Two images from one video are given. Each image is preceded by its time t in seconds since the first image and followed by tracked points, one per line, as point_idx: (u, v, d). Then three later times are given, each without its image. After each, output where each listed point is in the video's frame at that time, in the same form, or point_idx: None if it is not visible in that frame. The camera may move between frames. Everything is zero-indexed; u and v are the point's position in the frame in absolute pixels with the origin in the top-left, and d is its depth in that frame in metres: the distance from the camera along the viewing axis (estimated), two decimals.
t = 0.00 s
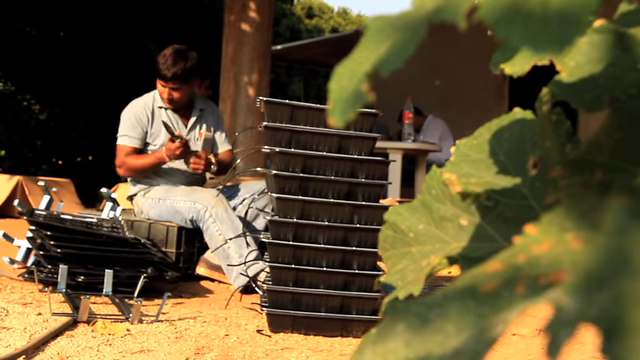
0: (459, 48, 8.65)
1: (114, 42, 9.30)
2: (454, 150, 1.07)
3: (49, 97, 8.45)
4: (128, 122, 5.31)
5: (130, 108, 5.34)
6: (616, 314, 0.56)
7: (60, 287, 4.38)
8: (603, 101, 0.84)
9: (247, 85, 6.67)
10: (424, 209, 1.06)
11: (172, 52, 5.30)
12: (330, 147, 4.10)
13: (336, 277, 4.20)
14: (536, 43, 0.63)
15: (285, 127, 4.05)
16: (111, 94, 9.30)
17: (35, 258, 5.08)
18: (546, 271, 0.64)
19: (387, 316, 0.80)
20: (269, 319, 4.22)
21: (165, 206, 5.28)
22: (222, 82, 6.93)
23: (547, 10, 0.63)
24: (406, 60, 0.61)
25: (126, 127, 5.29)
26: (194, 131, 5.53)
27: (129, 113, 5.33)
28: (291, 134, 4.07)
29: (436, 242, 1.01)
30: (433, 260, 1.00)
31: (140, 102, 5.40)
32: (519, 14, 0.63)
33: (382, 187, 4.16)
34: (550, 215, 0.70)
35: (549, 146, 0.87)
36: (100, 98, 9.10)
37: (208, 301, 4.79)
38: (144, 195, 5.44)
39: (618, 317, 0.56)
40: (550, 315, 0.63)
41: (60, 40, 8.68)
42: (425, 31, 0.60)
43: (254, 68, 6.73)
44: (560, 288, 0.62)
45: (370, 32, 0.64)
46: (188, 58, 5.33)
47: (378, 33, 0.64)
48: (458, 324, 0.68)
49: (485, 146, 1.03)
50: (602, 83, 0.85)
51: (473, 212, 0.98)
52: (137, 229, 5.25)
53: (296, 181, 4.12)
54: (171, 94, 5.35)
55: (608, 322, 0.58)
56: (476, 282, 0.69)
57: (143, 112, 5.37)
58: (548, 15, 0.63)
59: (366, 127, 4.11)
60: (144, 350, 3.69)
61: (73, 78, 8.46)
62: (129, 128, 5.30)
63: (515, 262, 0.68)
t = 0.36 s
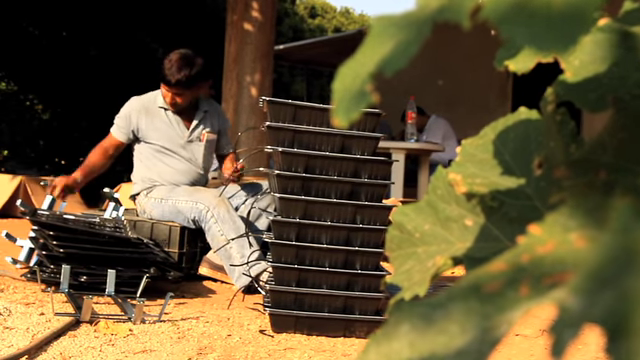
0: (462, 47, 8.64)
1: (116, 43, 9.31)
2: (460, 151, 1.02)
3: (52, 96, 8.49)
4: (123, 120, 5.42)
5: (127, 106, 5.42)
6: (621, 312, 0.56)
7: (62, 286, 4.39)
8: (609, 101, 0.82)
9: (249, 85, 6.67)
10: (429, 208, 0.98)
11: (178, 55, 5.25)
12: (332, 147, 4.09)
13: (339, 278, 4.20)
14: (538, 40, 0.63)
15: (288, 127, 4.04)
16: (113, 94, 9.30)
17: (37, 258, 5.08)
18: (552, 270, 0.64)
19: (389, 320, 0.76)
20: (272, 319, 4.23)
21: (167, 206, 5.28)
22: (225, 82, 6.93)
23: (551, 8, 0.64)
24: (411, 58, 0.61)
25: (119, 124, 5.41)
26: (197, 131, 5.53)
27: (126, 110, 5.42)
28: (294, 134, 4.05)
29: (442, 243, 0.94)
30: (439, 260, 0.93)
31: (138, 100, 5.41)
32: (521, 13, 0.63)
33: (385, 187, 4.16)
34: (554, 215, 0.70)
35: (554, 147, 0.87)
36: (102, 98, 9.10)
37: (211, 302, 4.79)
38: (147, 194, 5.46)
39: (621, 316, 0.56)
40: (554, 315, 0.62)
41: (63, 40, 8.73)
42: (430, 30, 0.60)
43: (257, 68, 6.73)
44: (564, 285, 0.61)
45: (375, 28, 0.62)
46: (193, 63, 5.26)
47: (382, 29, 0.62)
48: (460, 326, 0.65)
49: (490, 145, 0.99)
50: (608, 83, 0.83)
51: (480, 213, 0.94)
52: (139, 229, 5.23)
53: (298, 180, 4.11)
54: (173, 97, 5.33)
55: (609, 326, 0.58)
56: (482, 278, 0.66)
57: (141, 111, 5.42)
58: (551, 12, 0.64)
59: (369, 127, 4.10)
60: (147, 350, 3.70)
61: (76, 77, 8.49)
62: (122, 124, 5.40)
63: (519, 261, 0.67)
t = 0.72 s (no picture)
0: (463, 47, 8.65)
1: (116, 43, 9.33)
2: (462, 157, 1.00)
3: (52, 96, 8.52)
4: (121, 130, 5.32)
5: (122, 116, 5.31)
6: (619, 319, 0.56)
7: (62, 287, 4.40)
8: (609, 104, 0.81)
9: (250, 85, 6.66)
10: (432, 214, 0.97)
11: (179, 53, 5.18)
12: (333, 147, 4.09)
13: (339, 278, 4.21)
14: (540, 43, 0.61)
15: (289, 127, 4.03)
16: (113, 94, 9.30)
17: (37, 258, 5.08)
18: (551, 272, 0.63)
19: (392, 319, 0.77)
20: (272, 319, 4.25)
21: (168, 207, 5.28)
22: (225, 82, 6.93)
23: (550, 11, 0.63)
24: (408, 60, 0.60)
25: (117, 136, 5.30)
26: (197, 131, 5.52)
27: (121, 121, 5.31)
28: (294, 134, 4.05)
29: (444, 247, 0.94)
30: (440, 264, 0.94)
31: (133, 109, 5.33)
32: (519, 15, 0.62)
33: (385, 187, 4.16)
34: (552, 217, 0.69)
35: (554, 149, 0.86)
36: (102, 98, 9.10)
37: (211, 302, 4.79)
38: (147, 195, 5.46)
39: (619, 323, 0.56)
40: (553, 317, 0.62)
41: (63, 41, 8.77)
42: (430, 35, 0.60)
43: (257, 68, 6.73)
44: (561, 289, 0.61)
45: (375, 30, 0.62)
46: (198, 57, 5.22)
47: (384, 30, 0.62)
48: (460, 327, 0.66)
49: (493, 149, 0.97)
50: (608, 87, 0.82)
51: (481, 216, 0.94)
52: (140, 229, 5.24)
53: (298, 180, 4.11)
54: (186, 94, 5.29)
55: (609, 325, 0.58)
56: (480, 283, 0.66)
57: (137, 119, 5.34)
58: (550, 16, 0.63)
59: (369, 127, 4.09)
60: (147, 350, 3.70)
61: (75, 76, 8.52)
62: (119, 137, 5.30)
63: (519, 264, 0.66)
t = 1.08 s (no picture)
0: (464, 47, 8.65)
1: (116, 43, 9.33)
2: (465, 157, 1.01)
3: (53, 96, 8.52)
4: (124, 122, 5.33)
5: (127, 108, 5.32)
6: (618, 316, 0.55)
7: (62, 287, 4.40)
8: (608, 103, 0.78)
9: (250, 85, 6.66)
10: (433, 213, 0.98)
11: (193, 52, 5.27)
12: (333, 147, 4.08)
13: (339, 278, 4.21)
14: (541, 43, 0.61)
15: (289, 127, 4.02)
16: (113, 94, 9.28)
17: (37, 259, 5.08)
18: (551, 271, 0.63)
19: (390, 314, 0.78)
20: (272, 319, 4.26)
21: (167, 207, 5.28)
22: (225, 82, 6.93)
23: (549, 11, 0.62)
24: (408, 63, 0.60)
25: (119, 127, 5.31)
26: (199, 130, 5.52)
27: (125, 112, 5.32)
28: (294, 134, 4.04)
29: (446, 247, 0.93)
30: (442, 264, 0.93)
31: (139, 102, 5.34)
32: (519, 16, 0.62)
33: (385, 187, 4.15)
34: (552, 216, 0.69)
35: (555, 149, 0.86)
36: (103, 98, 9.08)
37: (211, 302, 4.79)
38: (147, 195, 5.46)
39: (617, 321, 0.55)
40: (553, 315, 0.62)
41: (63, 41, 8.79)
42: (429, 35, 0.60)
43: (257, 68, 6.73)
44: (560, 288, 0.61)
45: (375, 32, 0.63)
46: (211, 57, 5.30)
47: (385, 31, 0.62)
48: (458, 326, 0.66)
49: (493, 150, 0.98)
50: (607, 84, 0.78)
51: (483, 216, 0.93)
52: (140, 229, 5.24)
53: (298, 180, 4.11)
54: (204, 94, 5.34)
55: (609, 324, 0.56)
56: (479, 279, 0.66)
57: (142, 112, 5.35)
58: (551, 14, 0.62)
59: (369, 127, 4.08)
60: (146, 350, 3.70)
61: (75, 76, 8.52)
62: (121, 128, 5.31)
63: (519, 263, 0.66)
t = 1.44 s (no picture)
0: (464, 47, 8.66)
1: (116, 43, 9.33)
2: (464, 158, 1.01)
3: (52, 96, 8.52)
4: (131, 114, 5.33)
5: (136, 100, 5.33)
6: (616, 317, 0.55)
7: (62, 287, 4.39)
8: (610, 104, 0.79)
9: (249, 85, 6.67)
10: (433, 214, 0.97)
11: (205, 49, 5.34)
12: (332, 147, 4.08)
13: (338, 278, 4.21)
14: (541, 43, 0.61)
15: (289, 127, 4.03)
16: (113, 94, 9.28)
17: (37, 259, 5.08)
18: (550, 272, 0.64)
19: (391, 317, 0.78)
20: (272, 320, 4.26)
21: (168, 206, 5.28)
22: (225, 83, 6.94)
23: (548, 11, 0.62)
24: (408, 62, 0.60)
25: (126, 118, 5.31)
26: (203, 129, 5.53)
27: (133, 104, 5.33)
28: (294, 134, 4.04)
29: (445, 247, 0.92)
30: (441, 265, 0.92)
31: (148, 96, 5.35)
32: (519, 15, 0.62)
33: (384, 187, 4.15)
34: (553, 217, 0.69)
35: (554, 149, 0.86)
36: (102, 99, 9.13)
37: (210, 302, 4.79)
38: (147, 194, 5.45)
39: (616, 321, 0.55)
40: (553, 317, 0.62)
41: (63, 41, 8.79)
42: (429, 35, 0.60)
43: (256, 68, 6.73)
44: (560, 290, 0.62)
45: (376, 30, 0.62)
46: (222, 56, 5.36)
47: (384, 31, 0.62)
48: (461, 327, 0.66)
49: (492, 151, 0.98)
50: (608, 86, 0.79)
51: (482, 217, 0.93)
52: (139, 229, 5.24)
53: (298, 180, 4.11)
54: (214, 91, 5.34)
55: (608, 326, 0.56)
56: (479, 278, 0.67)
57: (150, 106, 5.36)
58: (549, 14, 0.62)
59: (369, 127, 4.08)
60: (146, 350, 3.70)
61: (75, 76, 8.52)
62: (127, 118, 5.31)
63: (519, 263, 0.67)
